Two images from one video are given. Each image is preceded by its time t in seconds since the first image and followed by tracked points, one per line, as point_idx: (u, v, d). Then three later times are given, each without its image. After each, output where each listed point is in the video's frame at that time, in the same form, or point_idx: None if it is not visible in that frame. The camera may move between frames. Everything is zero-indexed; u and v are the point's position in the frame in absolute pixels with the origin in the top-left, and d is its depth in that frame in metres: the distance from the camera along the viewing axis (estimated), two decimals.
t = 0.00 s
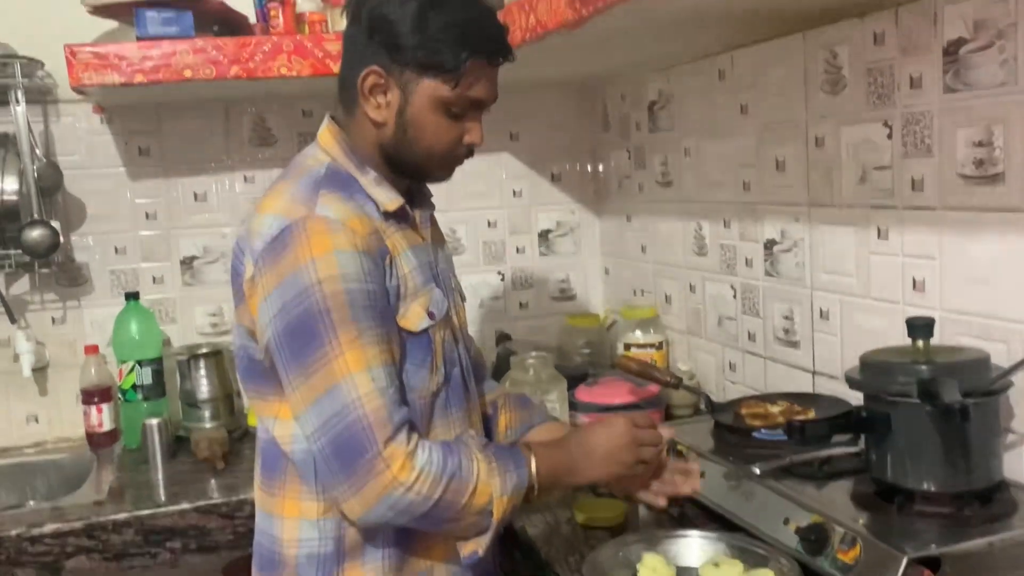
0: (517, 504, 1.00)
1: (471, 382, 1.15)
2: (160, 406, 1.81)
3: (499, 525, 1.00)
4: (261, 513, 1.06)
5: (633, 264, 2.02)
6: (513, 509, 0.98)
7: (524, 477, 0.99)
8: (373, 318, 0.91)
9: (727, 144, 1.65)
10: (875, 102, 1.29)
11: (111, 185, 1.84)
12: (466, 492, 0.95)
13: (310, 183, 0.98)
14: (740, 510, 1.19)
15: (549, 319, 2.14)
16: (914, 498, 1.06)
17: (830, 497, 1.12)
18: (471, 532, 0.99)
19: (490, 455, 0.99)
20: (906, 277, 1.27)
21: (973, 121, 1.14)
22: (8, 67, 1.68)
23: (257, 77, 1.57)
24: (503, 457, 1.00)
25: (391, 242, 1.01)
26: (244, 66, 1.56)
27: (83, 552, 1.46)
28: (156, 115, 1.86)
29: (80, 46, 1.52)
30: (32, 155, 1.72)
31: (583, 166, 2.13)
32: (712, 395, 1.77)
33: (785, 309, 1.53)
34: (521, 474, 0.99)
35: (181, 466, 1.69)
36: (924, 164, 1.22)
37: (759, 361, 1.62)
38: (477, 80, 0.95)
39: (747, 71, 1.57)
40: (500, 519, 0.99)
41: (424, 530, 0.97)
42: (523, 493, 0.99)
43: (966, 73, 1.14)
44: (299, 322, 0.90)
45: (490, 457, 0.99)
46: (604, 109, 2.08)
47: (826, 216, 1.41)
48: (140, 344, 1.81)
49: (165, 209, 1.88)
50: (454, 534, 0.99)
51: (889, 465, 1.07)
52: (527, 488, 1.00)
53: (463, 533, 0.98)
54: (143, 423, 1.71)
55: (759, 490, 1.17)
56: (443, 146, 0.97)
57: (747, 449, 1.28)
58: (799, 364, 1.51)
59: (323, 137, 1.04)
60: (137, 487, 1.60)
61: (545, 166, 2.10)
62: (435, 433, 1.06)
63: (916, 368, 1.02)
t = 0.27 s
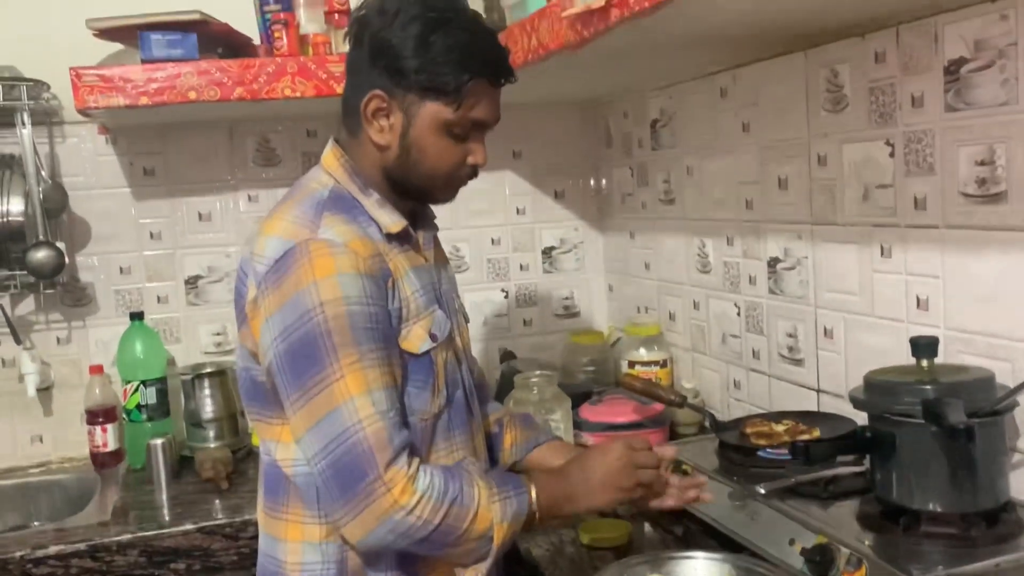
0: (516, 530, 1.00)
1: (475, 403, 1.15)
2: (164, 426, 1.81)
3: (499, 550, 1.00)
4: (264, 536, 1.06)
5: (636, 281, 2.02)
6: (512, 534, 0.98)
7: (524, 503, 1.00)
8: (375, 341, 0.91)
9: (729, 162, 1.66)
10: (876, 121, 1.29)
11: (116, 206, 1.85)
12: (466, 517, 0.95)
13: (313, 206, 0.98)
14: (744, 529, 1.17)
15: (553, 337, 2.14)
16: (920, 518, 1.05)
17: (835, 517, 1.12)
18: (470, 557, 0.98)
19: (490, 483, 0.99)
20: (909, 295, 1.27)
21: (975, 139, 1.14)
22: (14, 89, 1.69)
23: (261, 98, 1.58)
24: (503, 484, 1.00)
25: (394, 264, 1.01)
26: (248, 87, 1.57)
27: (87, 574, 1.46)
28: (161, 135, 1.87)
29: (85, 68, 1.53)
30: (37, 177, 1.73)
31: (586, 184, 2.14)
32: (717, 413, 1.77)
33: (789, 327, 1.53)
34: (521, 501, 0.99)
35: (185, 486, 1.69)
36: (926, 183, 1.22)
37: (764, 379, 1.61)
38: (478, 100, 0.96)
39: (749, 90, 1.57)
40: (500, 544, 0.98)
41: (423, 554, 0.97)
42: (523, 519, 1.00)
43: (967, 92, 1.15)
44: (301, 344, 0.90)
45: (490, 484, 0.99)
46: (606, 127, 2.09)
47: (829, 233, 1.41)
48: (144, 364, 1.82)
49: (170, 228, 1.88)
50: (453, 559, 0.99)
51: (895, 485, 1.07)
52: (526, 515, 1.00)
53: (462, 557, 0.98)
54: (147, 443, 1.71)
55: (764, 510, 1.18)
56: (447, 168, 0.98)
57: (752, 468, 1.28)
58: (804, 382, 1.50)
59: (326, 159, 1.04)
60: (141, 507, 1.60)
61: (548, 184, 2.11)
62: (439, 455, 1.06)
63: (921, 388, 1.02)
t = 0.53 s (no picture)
0: (516, 544, 0.99)
1: (477, 418, 1.15)
2: (165, 440, 1.81)
3: (499, 565, 0.98)
4: (264, 552, 1.06)
5: (638, 294, 2.02)
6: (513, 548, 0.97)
7: (525, 515, 0.98)
8: (376, 354, 0.91)
9: (731, 175, 1.65)
10: (878, 134, 1.29)
11: (118, 220, 1.85)
12: (466, 530, 0.95)
13: (316, 219, 0.98)
14: (749, 546, 1.17)
15: (555, 350, 2.13)
16: (924, 534, 1.05)
17: (839, 533, 1.11)
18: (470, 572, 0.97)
19: (490, 495, 0.99)
20: (912, 309, 1.27)
21: (977, 153, 1.14)
22: (16, 103, 1.70)
23: (263, 112, 1.58)
24: (502, 495, 0.99)
25: (397, 277, 1.01)
26: (250, 102, 1.57)
27: None
28: (163, 149, 1.87)
29: (88, 83, 1.53)
30: (39, 191, 1.73)
31: (587, 197, 2.14)
32: (720, 427, 1.77)
33: (792, 341, 1.53)
34: (520, 514, 0.98)
35: (186, 501, 1.69)
36: (929, 197, 1.22)
37: (767, 393, 1.61)
38: (478, 113, 0.96)
39: (750, 103, 1.57)
40: (500, 558, 0.97)
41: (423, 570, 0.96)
42: (522, 534, 0.98)
43: (969, 105, 1.14)
44: (302, 357, 0.90)
45: (490, 496, 0.98)
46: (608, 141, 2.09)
47: (831, 247, 1.41)
48: (146, 378, 1.81)
49: (172, 242, 1.88)
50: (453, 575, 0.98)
51: (899, 500, 1.06)
52: (526, 530, 0.99)
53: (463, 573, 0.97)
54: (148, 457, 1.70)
55: (770, 526, 1.16)
56: (448, 181, 0.98)
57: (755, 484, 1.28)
58: (807, 396, 1.50)
59: (329, 173, 1.04)
60: (141, 522, 1.59)
61: (550, 197, 2.11)
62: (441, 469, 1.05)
63: (924, 403, 1.02)
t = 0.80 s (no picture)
0: (533, 532, 0.99)
1: (475, 423, 1.15)
2: (162, 445, 1.80)
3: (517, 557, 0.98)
4: (258, 557, 1.05)
5: (636, 298, 2.02)
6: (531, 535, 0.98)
7: (539, 503, 0.99)
8: (379, 351, 0.91)
9: (728, 179, 1.65)
10: (875, 139, 1.29)
11: (114, 224, 1.85)
12: (484, 520, 0.94)
13: (311, 222, 0.98)
14: (745, 549, 1.15)
15: (552, 354, 2.13)
16: (923, 538, 1.04)
17: (837, 538, 1.11)
18: (488, 565, 0.97)
19: (505, 484, 0.99)
20: (910, 313, 1.27)
21: (975, 157, 1.14)
22: (13, 108, 1.70)
23: (260, 117, 1.58)
24: (516, 486, 1.00)
25: (393, 279, 1.01)
26: (247, 106, 1.57)
27: None
28: (160, 154, 1.87)
29: (85, 88, 1.53)
30: (36, 196, 1.73)
31: (585, 201, 2.13)
32: (718, 432, 1.76)
33: (789, 345, 1.52)
34: (535, 500, 0.99)
35: (183, 506, 1.68)
36: (926, 201, 1.22)
37: (765, 398, 1.61)
38: (471, 117, 0.95)
39: (747, 107, 1.57)
40: (519, 546, 0.97)
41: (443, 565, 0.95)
42: (538, 521, 0.98)
43: (966, 109, 1.14)
44: (304, 357, 0.90)
45: (505, 485, 0.99)
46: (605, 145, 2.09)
47: (829, 251, 1.41)
48: (142, 383, 1.81)
49: (168, 246, 1.88)
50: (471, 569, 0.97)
51: (897, 505, 1.06)
52: (541, 517, 0.99)
53: (480, 567, 0.97)
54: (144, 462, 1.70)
55: (768, 532, 1.16)
56: (442, 185, 0.97)
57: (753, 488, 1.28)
58: (805, 400, 1.50)
59: (325, 177, 1.04)
60: (138, 527, 1.59)
61: (547, 202, 2.10)
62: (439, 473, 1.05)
63: (922, 408, 1.01)
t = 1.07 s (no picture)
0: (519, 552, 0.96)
1: (470, 423, 1.14)
2: (156, 446, 1.80)
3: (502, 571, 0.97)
4: (253, 557, 1.05)
5: (631, 298, 2.02)
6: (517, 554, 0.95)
7: (529, 523, 0.96)
8: (370, 356, 0.90)
9: (723, 179, 1.65)
10: (869, 138, 1.29)
11: (108, 224, 1.84)
12: (468, 536, 0.93)
13: (307, 222, 0.98)
14: (742, 550, 1.18)
15: (547, 354, 2.13)
16: (917, 538, 1.04)
17: (832, 537, 1.11)
18: None
19: (494, 499, 0.96)
20: (904, 312, 1.27)
21: (968, 156, 1.14)
22: (6, 108, 1.69)
23: (254, 116, 1.58)
24: (508, 501, 0.97)
25: (389, 280, 1.00)
26: (240, 105, 1.57)
27: None
28: (154, 153, 1.86)
29: (77, 87, 1.52)
30: (29, 196, 1.72)
31: (580, 201, 2.13)
32: (713, 431, 1.76)
33: (784, 344, 1.52)
34: (524, 520, 0.96)
35: (177, 507, 1.68)
36: (920, 200, 1.22)
37: (759, 397, 1.60)
38: (466, 116, 0.95)
39: (742, 106, 1.57)
40: (503, 563, 0.96)
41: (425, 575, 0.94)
42: (525, 541, 0.96)
43: (960, 108, 1.14)
44: (295, 360, 0.90)
45: (495, 501, 0.96)
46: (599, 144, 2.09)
47: (823, 250, 1.41)
48: (136, 384, 1.80)
49: (162, 246, 1.87)
50: None
51: (892, 504, 1.06)
52: (529, 536, 0.96)
53: None
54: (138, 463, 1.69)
55: (762, 531, 1.16)
56: (437, 185, 0.97)
57: (747, 488, 1.26)
58: (800, 400, 1.50)
59: (320, 177, 1.04)
60: (131, 528, 1.58)
61: (542, 201, 2.10)
62: (433, 474, 1.05)
63: (916, 407, 1.01)
